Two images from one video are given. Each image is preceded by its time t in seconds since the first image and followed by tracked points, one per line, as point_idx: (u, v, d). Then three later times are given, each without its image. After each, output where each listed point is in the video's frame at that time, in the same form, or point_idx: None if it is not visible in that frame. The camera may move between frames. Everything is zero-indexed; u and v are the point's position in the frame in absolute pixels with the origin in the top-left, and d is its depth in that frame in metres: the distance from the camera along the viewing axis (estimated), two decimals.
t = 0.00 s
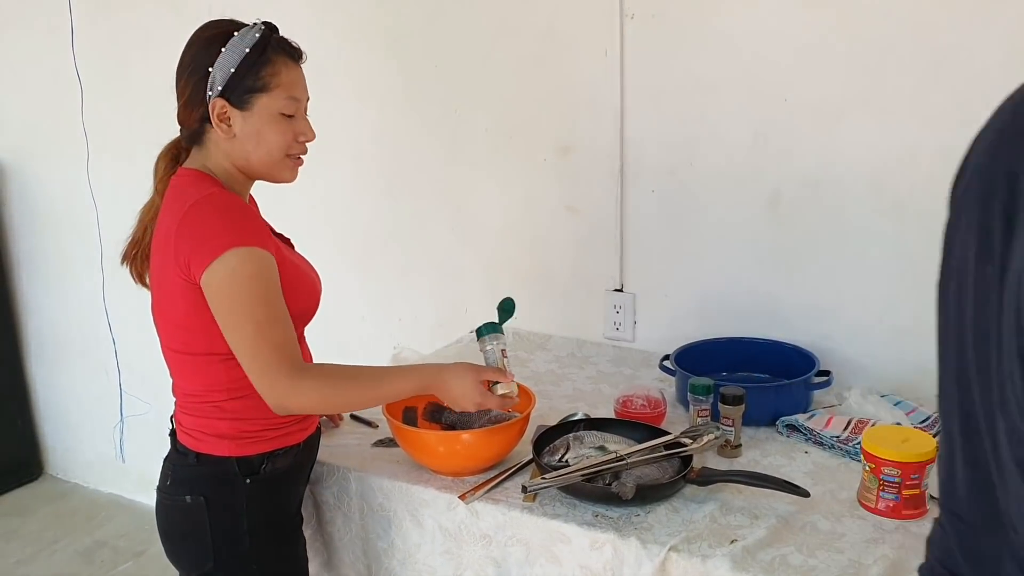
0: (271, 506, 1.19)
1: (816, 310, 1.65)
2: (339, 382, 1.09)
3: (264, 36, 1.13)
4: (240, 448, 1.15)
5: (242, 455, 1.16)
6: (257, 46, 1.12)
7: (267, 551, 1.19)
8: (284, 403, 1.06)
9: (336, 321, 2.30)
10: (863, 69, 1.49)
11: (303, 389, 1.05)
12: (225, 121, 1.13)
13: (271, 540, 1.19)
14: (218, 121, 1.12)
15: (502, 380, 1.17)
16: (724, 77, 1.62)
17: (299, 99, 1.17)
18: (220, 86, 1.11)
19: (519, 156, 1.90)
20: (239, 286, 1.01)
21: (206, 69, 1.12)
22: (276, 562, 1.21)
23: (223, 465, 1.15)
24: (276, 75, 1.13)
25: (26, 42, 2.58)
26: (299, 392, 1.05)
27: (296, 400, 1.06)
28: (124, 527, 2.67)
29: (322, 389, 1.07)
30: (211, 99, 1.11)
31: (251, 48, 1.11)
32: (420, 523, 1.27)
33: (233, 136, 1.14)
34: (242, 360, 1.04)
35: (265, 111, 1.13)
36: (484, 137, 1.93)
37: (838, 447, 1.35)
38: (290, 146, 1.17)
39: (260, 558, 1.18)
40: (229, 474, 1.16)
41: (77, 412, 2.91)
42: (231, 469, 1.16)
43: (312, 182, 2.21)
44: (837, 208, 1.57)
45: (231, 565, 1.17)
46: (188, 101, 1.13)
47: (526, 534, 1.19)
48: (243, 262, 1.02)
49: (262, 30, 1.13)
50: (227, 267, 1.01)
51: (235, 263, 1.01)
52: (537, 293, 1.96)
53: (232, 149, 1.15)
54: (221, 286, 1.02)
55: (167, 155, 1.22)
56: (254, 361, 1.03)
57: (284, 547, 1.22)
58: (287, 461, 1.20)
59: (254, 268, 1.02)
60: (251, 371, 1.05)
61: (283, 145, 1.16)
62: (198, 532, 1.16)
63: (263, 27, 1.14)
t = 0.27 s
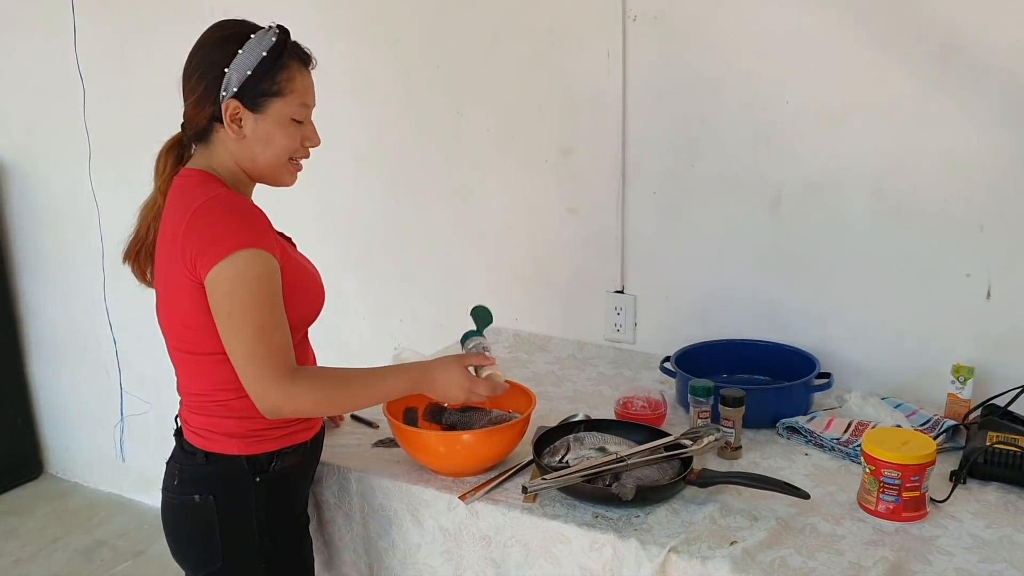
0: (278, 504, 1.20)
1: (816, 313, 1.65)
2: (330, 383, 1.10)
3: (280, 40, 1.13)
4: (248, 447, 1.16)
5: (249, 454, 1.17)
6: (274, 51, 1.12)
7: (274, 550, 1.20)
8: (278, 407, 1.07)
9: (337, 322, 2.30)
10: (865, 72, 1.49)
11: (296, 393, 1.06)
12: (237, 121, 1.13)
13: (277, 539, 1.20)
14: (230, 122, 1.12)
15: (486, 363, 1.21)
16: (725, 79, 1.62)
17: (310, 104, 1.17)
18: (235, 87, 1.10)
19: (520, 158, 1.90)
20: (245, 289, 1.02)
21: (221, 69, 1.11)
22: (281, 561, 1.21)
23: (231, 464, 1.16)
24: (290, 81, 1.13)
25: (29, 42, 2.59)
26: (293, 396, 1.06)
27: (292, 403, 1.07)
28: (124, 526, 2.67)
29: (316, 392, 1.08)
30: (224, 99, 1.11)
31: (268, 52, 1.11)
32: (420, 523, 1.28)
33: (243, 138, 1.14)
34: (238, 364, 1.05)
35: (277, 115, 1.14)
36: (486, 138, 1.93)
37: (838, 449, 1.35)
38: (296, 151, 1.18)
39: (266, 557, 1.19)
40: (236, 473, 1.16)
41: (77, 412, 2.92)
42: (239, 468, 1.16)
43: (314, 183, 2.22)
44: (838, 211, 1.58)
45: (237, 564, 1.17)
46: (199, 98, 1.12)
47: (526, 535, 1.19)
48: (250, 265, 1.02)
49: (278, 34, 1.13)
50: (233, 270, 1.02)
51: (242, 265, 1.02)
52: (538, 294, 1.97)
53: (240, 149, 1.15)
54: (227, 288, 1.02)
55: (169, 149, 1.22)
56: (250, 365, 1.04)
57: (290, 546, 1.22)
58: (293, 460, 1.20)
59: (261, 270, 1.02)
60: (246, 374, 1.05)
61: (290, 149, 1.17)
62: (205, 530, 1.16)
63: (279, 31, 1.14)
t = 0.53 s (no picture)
0: (278, 501, 1.20)
1: (814, 313, 1.65)
2: (338, 378, 1.10)
3: (292, 44, 1.14)
4: (249, 443, 1.16)
5: (250, 450, 1.17)
6: (287, 55, 1.13)
7: (274, 546, 1.20)
8: (289, 404, 1.07)
9: (335, 320, 2.30)
10: (864, 72, 1.49)
11: (307, 389, 1.06)
12: (245, 121, 1.12)
13: (277, 535, 1.20)
14: (238, 120, 1.12)
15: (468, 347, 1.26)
16: (725, 79, 1.62)
17: (314, 109, 1.19)
18: (248, 87, 1.10)
19: (519, 157, 1.90)
20: (251, 288, 1.02)
21: (234, 67, 1.10)
22: (281, 557, 1.21)
23: (231, 461, 1.16)
24: (300, 86, 1.15)
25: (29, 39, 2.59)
26: (303, 393, 1.06)
27: (303, 400, 1.07)
28: (121, 524, 2.67)
29: (325, 388, 1.08)
30: (235, 98, 1.11)
31: (282, 55, 1.12)
32: (416, 521, 1.28)
33: (249, 137, 1.14)
34: (245, 363, 1.05)
35: (285, 118, 1.15)
36: (485, 137, 1.93)
37: (836, 449, 1.35)
38: (297, 155, 1.19)
39: (266, 554, 1.19)
40: (237, 469, 1.16)
41: (75, 409, 2.91)
42: (239, 464, 1.16)
43: (313, 181, 2.22)
44: (836, 211, 1.58)
45: (237, 561, 1.17)
46: (207, 94, 1.11)
47: (522, 533, 1.19)
48: (254, 264, 1.02)
49: (291, 38, 1.14)
50: (238, 269, 1.02)
51: (247, 264, 1.02)
52: (536, 293, 1.97)
53: (244, 148, 1.15)
54: (232, 287, 1.02)
55: (164, 142, 1.21)
56: (259, 364, 1.04)
57: (290, 542, 1.22)
58: (293, 457, 1.21)
59: (265, 269, 1.02)
60: (256, 373, 1.05)
61: (292, 152, 1.18)
62: (205, 527, 1.16)
63: (291, 35, 1.14)
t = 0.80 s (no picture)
0: (277, 497, 1.19)
1: (811, 313, 1.65)
2: (348, 367, 1.10)
3: (289, 42, 1.13)
4: (248, 439, 1.16)
5: (250, 446, 1.16)
6: (284, 53, 1.12)
7: (273, 542, 1.19)
8: (303, 396, 1.07)
9: (332, 318, 2.30)
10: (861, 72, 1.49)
11: (320, 379, 1.07)
12: (242, 118, 1.12)
13: (276, 531, 1.20)
14: (235, 118, 1.11)
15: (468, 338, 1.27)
16: (722, 78, 1.62)
17: (310, 107, 1.19)
18: (246, 85, 1.10)
19: (516, 155, 1.90)
20: (257, 283, 1.01)
21: (231, 65, 1.10)
22: (280, 554, 1.21)
23: (231, 456, 1.15)
24: (297, 84, 1.15)
25: (26, 36, 2.58)
26: (318, 383, 1.07)
27: (316, 391, 1.07)
28: (116, 522, 2.67)
29: (337, 377, 1.08)
30: (232, 96, 1.10)
31: (280, 53, 1.11)
32: (412, 519, 1.27)
33: (245, 134, 1.13)
34: (254, 358, 1.04)
35: (282, 116, 1.14)
36: (483, 135, 1.93)
37: (832, 449, 1.35)
38: (292, 152, 1.19)
39: (265, 550, 1.19)
40: (236, 465, 1.16)
41: (71, 407, 2.91)
42: (239, 460, 1.16)
43: (310, 179, 2.21)
44: (834, 211, 1.57)
45: (236, 557, 1.17)
46: (203, 92, 1.10)
47: (517, 531, 1.18)
48: (259, 260, 1.01)
49: (287, 36, 1.13)
50: (243, 265, 1.01)
51: (252, 261, 1.01)
52: (533, 292, 1.96)
53: (240, 145, 1.15)
54: (237, 284, 1.01)
55: (159, 139, 1.20)
56: (269, 359, 1.04)
57: (289, 539, 1.22)
58: (293, 452, 1.20)
59: (269, 265, 1.02)
60: (267, 368, 1.04)
61: (287, 150, 1.18)
62: (204, 523, 1.16)
63: (287, 33, 1.14)
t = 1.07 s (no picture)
0: (276, 494, 1.19)
1: (809, 313, 1.65)
2: (344, 361, 1.11)
3: (287, 39, 1.14)
4: (248, 436, 1.16)
5: (248, 443, 1.16)
6: (282, 51, 1.12)
7: (271, 540, 1.19)
8: (303, 391, 1.07)
9: (331, 317, 2.30)
10: (860, 72, 1.49)
11: (316, 374, 1.07)
12: (240, 116, 1.12)
13: (275, 529, 1.20)
14: (233, 116, 1.11)
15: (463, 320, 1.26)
16: (721, 78, 1.62)
17: (308, 104, 1.19)
18: (244, 82, 1.10)
19: (515, 154, 1.90)
20: (254, 281, 1.01)
21: (229, 63, 1.10)
22: (279, 551, 1.21)
23: (230, 453, 1.16)
24: (294, 81, 1.15)
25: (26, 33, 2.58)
26: (313, 379, 1.07)
27: (314, 386, 1.08)
28: (114, 519, 2.67)
29: (332, 371, 1.09)
30: (230, 93, 1.10)
31: (278, 51, 1.11)
32: (410, 517, 1.27)
33: (244, 132, 1.13)
34: (253, 356, 1.04)
35: (280, 113, 1.14)
36: (482, 134, 1.93)
37: (829, 449, 1.35)
38: (290, 150, 1.19)
39: (264, 547, 1.19)
40: (235, 462, 1.16)
41: (70, 404, 2.91)
42: (238, 457, 1.16)
43: (309, 177, 2.21)
44: (832, 210, 1.57)
45: (235, 555, 1.17)
46: (201, 89, 1.10)
47: (515, 529, 1.19)
48: (256, 257, 1.02)
49: (285, 34, 1.13)
50: (241, 262, 1.01)
51: (250, 258, 1.01)
52: (532, 291, 1.96)
53: (238, 143, 1.14)
54: (235, 281, 1.01)
55: (156, 136, 1.20)
56: (267, 355, 1.04)
57: (288, 536, 1.22)
58: (291, 449, 1.21)
59: (266, 262, 1.02)
60: (265, 366, 1.05)
61: (285, 147, 1.18)
62: (203, 520, 1.16)
63: (285, 31, 1.14)
